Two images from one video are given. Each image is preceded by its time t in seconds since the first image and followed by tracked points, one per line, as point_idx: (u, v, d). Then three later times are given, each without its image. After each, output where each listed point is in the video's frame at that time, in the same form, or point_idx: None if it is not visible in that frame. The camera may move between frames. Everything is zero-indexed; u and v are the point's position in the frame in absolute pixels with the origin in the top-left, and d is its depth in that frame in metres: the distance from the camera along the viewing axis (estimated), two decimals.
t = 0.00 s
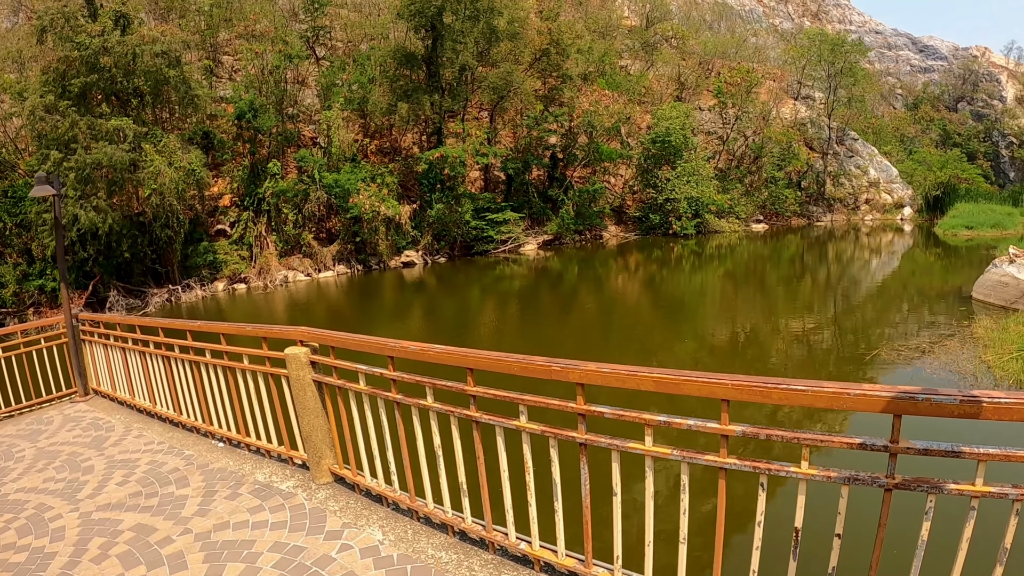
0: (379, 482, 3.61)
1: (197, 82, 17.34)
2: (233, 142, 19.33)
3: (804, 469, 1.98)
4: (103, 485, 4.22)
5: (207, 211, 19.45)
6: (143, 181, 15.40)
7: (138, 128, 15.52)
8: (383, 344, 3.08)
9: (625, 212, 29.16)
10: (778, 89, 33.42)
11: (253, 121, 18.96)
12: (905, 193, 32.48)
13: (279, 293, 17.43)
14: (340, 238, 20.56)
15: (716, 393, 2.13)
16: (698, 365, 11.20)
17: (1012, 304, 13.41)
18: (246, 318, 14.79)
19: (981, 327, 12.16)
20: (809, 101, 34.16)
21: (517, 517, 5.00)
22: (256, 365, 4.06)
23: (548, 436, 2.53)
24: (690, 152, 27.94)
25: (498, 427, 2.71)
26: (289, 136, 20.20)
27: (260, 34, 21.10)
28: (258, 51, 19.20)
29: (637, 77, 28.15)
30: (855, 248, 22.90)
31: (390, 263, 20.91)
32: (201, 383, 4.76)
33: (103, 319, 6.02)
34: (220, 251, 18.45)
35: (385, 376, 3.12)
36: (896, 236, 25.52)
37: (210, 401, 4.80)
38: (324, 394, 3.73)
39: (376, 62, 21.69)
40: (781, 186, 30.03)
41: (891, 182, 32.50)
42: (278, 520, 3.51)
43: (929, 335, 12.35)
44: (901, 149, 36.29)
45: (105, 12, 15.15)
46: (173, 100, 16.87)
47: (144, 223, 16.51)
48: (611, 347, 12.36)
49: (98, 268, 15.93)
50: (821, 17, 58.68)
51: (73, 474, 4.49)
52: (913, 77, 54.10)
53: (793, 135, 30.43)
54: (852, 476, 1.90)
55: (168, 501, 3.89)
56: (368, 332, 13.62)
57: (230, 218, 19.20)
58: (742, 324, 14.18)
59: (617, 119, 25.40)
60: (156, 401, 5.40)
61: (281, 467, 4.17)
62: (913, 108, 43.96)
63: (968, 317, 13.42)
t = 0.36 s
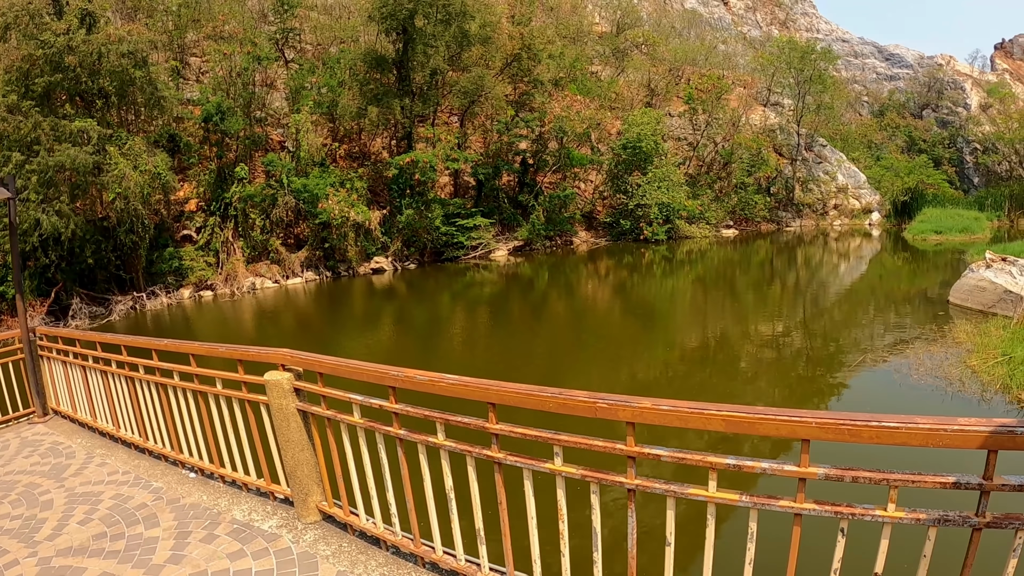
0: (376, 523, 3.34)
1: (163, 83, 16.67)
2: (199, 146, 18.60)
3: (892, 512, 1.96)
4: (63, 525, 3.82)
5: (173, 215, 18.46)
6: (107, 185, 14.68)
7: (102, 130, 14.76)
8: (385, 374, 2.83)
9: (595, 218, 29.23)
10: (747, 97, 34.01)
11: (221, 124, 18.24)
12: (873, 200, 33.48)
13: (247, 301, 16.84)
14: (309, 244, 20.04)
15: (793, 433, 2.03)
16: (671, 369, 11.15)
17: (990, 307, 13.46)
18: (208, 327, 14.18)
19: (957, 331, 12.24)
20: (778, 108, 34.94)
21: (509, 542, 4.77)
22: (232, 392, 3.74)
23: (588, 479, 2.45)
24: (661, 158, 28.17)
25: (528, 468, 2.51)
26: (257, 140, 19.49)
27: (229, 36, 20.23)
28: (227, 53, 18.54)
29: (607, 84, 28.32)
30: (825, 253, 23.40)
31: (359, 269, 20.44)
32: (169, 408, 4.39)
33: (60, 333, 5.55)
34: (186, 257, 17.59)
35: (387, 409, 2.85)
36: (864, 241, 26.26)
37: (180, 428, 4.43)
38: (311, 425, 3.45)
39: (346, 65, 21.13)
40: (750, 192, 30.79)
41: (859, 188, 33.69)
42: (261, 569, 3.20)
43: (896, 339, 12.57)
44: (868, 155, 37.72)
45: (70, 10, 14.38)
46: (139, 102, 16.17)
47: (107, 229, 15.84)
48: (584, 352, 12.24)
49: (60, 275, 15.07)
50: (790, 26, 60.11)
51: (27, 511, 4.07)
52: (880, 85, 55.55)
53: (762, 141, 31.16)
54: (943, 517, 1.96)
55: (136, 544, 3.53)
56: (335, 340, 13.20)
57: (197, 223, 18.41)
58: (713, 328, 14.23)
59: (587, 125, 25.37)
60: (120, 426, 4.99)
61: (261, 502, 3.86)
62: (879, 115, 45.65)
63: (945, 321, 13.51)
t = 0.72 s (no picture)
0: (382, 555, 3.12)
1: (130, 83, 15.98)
2: (166, 148, 17.99)
3: (986, 523, 1.87)
4: (21, 561, 3.45)
5: (137, 219, 17.74)
6: (70, 187, 13.90)
7: (67, 130, 13.89)
8: (401, 391, 2.62)
9: (564, 224, 29.29)
10: (715, 105, 34.67)
11: (188, 125, 17.61)
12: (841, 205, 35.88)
13: (213, 308, 16.23)
14: (276, 249, 19.51)
15: (887, 446, 1.90)
16: (642, 373, 11.16)
17: (966, 311, 13.72)
18: (168, 335, 13.61)
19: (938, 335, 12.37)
20: (747, 115, 36.21)
21: (509, 559, 4.58)
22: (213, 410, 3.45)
23: (651, 507, 2.23)
24: (631, 164, 28.39)
25: (574, 495, 2.30)
26: (225, 143, 18.83)
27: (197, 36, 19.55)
28: (196, 52, 17.87)
29: (578, 90, 28.48)
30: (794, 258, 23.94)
31: (328, 275, 19.95)
32: (140, 426, 4.06)
33: (17, 342, 5.11)
34: (151, 262, 16.87)
35: (402, 430, 2.63)
36: (833, 247, 26.97)
37: (152, 448, 4.11)
38: (304, 446, 3.22)
39: (315, 68, 20.75)
40: (719, 198, 31.52)
41: (826, 195, 35.65)
42: None
43: (863, 342, 12.82)
44: (838, 163, 39.93)
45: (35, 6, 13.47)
46: (105, 101, 15.46)
47: (70, 232, 15.03)
48: (557, 358, 12.16)
49: (21, 279, 14.20)
50: (756, 35, 61.73)
51: None
52: (846, 95, 57.90)
53: (732, 148, 32.02)
54: None
55: None
56: (303, 347, 12.83)
57: (162, 227, 17.70)
58: (683, 332, 14.33)
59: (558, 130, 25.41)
60: (85, 443, 4.65)
61: (245, 531, 3.59)
62: (844, 123, 47.52)
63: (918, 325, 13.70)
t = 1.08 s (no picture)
0: None
1: (98, 81, 15.25)
2: (134, 150, 17.24)
3: None
4: None
5: (103, 223, 17.08)
6: (35, 189, 13.27)
7: (31, 129, 13.19)
8: (417, 424, 2.45)
9: (536, 230, 29.30)
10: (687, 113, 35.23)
11: (157, 127, 16.96)
12: (812, 212, 36.55)
13: (182, 314, 15.68)
14: (245, 255, 19.00)
15: (990, 476, 1.93)
16: (617, 379, 11.18)
17: (945, 316, 13.99)
18: (130, 342, 13.08)
19: (918, 340, 12.56)
20: (719, 122, 36.97)
21: None
22: (185, 438, 3.22)
23: (723, 548, 2.19)
24: (604, 170, 28.57)
25: (628, 542, 2.26)
26: (194, 145, 18.26)
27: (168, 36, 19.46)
28: (166, 52, 17.35)
29: (551, 96, 28.60)
30: (764, 264, 24.47)
31: (298, 281, 19.49)
32: (102, 452, 3.78)
33: None
34: (118, 267, 16.07)
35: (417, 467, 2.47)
36: (804, 253, 27.64)
37: (116, 476, 3.85)
38: (291, 481, 3.06)
39: (287, 71, 20.29)
40: (692, 205, 32.29)
41: (797, 202, 36.46)
42: None
43: (831, 346, 13.11)
44: (810, 170, 41.01)
45: None
46: (73, 102, 14.72)
47: (35, 235, 14.39)
48: (532, 364, 12.09)
49: None
50: (728, 43, 62.93)
51: None
52: (816, 102, 59.53)
53: (704, 155, 32.81)
54: None
55: None
56: (274, 354, 12.48)
57: (129, 231, 17.05)
58: (656, 337, 14.43)
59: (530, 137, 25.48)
60: (43, 469, 4.37)
61: (222, 569, 3.38)
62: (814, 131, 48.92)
63: (893, 330, 13.91)
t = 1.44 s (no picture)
0: None
1: (92, 84, 15.04)
2: (127, 154, 17.22)
3: None
4: None
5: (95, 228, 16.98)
6: (26, 193, 13.15)
7: (22, 133, 13.12)
8: (482, 485, 2.11)
9: (533, 237, 29.24)
10: (682, 119, 35.40)
11: (151, 131, 16.86)
12: (808, 218, 37.16)
13: (174, 321, 15.55)
14: (239, 261, 18.91)
15: None
16: (611, 386, 11.13)
17: (953, 323, 13.97)
18: (122, 350, 12.91)
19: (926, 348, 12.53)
20: (714, 129, 37.18)
21: None
22: (181, 481, 3.11)
23: None
24: (600, 177, 28.66)
25: None
26: (188, 150, 18.05)
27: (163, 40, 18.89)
28: (160, 56, 17.15)
29: (548, 102, 28.68)
30: (760, 271, 24.56)
31: (293, 288, 19.38)
32: (87, 487, 3.72)
33: None
34: (110, 272, 15.94)
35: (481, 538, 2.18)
36: (799, 259, 27.79)
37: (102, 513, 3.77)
38: (308, 536, 2.83)
39: (283, 75, 20.26)
40: (688, 212, 32.48)
41: (794, 208, 36.83)
42: None
43: (825, 353, 13.15)
44: (804, 176, 41.28)
45: None
46: (65, 105, 14.66)
47: (26, 240, 14.28)
48: (527, 372, 12.01)
49: None
50: (722, 50, 63.36)
51: None
52: (809, 109, 60.11)
53: (699, 162, 33.00)
54: None
55: None
56: (268, 362, 12.34)
57: (122, 236, 16.92)
58: (652, 344, 14.40)
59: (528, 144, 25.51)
60: (25, 501, 4.29)
61: None
62: (808, 138, 49.31)
63: (906, 338, 13.72)
